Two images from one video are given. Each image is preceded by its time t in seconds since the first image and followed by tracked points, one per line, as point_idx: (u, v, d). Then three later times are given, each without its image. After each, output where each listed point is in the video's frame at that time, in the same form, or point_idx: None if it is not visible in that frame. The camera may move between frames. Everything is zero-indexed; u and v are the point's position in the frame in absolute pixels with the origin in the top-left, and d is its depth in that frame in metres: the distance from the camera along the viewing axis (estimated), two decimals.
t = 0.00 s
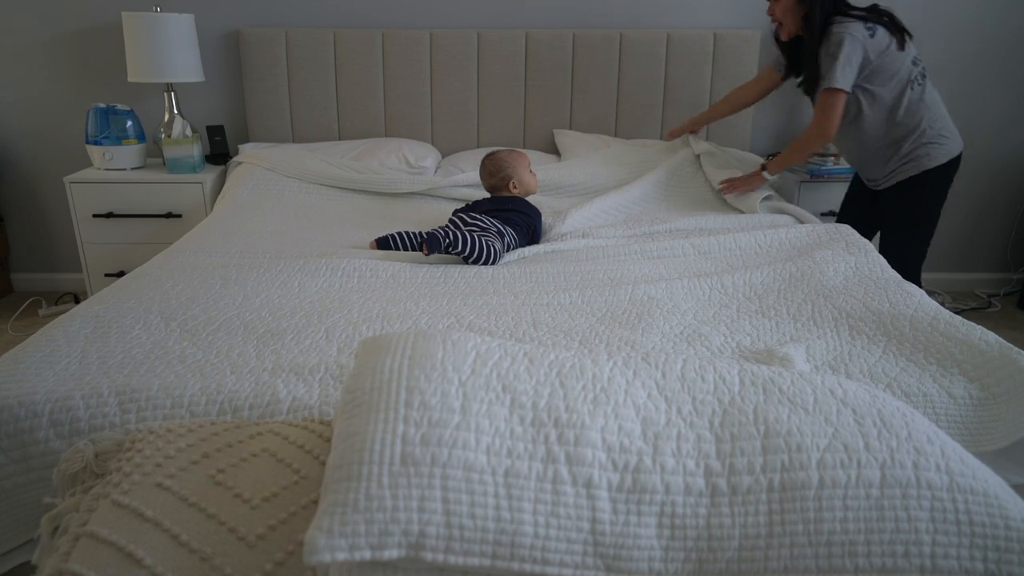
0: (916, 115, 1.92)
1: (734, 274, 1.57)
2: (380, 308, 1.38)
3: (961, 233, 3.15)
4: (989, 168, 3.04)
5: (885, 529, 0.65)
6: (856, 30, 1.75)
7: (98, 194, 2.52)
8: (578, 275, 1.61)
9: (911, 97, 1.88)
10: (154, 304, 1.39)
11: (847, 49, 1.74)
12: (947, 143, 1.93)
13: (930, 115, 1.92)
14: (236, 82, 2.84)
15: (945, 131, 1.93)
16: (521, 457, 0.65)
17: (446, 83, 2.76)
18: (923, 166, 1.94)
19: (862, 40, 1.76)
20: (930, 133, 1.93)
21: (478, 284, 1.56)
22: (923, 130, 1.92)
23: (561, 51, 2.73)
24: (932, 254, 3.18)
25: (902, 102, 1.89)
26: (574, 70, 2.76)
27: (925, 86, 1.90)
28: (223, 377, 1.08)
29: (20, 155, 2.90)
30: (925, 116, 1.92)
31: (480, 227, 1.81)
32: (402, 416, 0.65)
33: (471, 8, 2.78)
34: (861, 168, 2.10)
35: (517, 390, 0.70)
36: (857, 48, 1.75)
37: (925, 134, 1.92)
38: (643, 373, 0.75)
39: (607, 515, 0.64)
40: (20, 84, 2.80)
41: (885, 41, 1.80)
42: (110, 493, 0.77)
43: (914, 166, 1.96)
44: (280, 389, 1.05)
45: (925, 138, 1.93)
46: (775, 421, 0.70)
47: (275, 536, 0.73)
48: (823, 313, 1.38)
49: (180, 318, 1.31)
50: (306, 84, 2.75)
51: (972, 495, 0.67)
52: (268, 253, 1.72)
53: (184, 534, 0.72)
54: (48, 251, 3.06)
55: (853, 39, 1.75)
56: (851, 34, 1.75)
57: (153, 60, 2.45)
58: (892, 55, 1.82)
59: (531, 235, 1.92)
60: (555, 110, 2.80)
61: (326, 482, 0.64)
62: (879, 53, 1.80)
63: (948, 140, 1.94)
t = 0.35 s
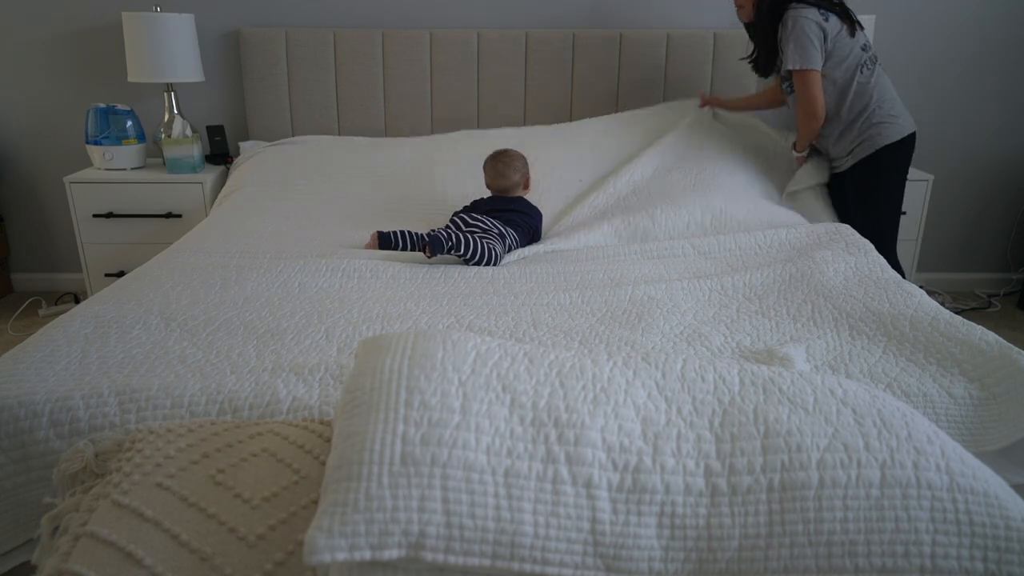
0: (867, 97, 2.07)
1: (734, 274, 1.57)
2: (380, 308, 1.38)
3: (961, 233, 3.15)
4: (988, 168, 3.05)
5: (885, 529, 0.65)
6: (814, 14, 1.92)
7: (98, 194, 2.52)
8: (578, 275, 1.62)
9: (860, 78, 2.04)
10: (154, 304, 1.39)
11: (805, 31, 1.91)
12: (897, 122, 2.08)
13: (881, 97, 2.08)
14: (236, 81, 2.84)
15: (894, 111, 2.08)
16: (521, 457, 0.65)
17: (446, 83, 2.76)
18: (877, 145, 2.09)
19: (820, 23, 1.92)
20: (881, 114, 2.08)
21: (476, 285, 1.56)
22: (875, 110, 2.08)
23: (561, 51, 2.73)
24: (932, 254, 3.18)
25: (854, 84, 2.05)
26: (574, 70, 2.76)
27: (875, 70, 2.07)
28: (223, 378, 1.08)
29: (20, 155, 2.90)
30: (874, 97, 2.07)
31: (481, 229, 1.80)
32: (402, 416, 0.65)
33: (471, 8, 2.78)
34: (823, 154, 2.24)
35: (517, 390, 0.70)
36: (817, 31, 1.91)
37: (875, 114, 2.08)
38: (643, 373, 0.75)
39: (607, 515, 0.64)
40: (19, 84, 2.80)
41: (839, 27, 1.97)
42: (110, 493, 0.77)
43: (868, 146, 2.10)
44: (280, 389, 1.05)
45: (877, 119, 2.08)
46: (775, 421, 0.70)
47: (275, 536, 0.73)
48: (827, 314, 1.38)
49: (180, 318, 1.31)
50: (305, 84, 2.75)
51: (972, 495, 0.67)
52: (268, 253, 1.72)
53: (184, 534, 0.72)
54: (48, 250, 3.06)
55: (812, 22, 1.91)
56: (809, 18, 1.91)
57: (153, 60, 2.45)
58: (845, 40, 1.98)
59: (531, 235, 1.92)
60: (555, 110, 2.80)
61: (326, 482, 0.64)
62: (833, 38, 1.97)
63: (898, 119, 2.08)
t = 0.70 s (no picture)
0: (872, 101, 2.06)
1: (734, 274, 1.57)
2: (380, 308, 1.37)
3: (961, 234, 3.15)
4: (988, 169, 3.05)
5: (885, 530, 0.65)
6: (823, 17, 1.90)
7: (98, 194, 2.52)
8: (578, 276, 1.61)
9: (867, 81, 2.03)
10: (154, 304, 1.39)
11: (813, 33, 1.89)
12: (900, 127, 2.07)
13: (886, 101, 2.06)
14: (236, 81, 2.84)
15: (897, 116, 2.07)
16: (521, 457, 0.65)
17: (446, 82, 2.76)
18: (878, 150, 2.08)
19: (828, 26, 1.91)
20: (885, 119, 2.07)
21: (475, 285, 1.55)
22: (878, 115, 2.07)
23: (561, 50, 2.73)
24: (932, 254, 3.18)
25: (859, 88, 2.03)
26: (574, 69, 2.76)
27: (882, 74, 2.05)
28: (223, 378, 1.08)
29: (20, 155, 2.90)
30: (880, 101, 2.06)
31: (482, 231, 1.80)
32: (402, 416, 0.65)
33: (471, 8, 2.78)
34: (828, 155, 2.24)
35: (517, 390, 0.70)
36: (824, 34, 1.90)
37: (878, 118, 2.06)
38: (643, 373, 0.75)
39: (608, 515, 0.64)
40: (20, 84, 2.80)
41: (848, 29, 1.95)
42: (110, 493, 0.77)
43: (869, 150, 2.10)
44: (280, 388, 1.05)
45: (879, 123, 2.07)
46: (775, 421, 0.70)
47: (275, 536, 0.73)
48: (827, 313, 1.39)
49: (181, 318, 1.31)
50: (305, 84, 2.75)
51: (972, 495, 0.67)
52: (268, 253, 1.72)
53: (183, 534, 0.72)
54: (48, 250, 3.06)
55: (819, 24, 1.90)
56: (817, 20, 1.90)
57: (153, 60, 2.45)
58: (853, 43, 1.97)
59: (530, 237, 1.92)
60: (555, 110, 2.80)
61: (326, 482, 0.64)
62: (841, 40, 1.95)
63: (901, 124, 2.07)
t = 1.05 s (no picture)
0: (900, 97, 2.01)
1: (734, 274, 1.57)
2: (380, 309, 1.37)
3: (961, 234, 3.15)
4: (988, 169, 3.05)
5: (885, 529, 0.65)
6: None
7: (98, 194, 2.52)
8: (578, 275, 1.61)
9: (904, 76, 1.96)
10: (154, 305, 1.38)
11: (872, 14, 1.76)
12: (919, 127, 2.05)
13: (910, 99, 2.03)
14: (237, 81, 2.84)
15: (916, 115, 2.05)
16: (521, 456, 0.65)
17: (445, 82, 2.76)
18: (903, 148, 2.03)
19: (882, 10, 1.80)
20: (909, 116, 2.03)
21: (476, 286, 1.55)
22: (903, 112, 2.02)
23: (561, 50, 2.73)
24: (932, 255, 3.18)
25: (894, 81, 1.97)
26: (574, 69, 2.75)
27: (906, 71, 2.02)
28: (223, 378, 1.08)
29: (20, 155, 2.90)
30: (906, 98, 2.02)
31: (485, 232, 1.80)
32: (402, 416, 0.65)
33: (471, 8, 2.78)
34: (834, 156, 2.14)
35: (516, 390, 0.70)
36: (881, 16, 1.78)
37: (904, 115, 2.02)
38: (643, 373, 0.75)
39: (608, 515, 0.64)
40: (19, 84, 2.80)
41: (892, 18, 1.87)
42: (110, 493, 0.77)
43: (893, 148, 2.03)
44: (280, 389, 1.05)
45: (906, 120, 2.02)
46: (775, 421, 0.70)
47: (275, 536, 0.73)
48: (827, 312, 1.39)
49: (181, 319, 1.31)
50: (305, 84, 2.75)
51: (972, 495, 0.67)
52: (268, 253, 1.72)
53: (183, 534, 0.72)
54: (48, 250, 3.06)
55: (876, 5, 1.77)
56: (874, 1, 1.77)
57: (153, 60, 2.45)
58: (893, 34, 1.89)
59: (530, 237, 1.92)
60: (554, 110, 2.80)
61: (326, 482, 0.64)
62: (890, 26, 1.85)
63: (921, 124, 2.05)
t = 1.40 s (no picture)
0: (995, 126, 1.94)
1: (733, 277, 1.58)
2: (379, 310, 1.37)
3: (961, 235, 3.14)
4: (987, 171, 3.05)
5: (882, 531, 0.65)
6: None
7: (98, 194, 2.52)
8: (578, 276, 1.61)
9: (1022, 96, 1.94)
10: (154, 305, 1.39)
11: None
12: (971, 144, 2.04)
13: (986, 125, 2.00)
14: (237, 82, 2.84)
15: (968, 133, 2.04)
16: (519, 457, 0.65)
17: (446, 82, 2.76)
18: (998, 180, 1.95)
19: None
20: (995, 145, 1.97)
21: (475, 285, 1.56)
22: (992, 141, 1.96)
23: (561, 50, 2.73)
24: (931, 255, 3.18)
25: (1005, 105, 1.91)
26: (574, 69, 2.76)
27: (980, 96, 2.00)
28: (223, 379, 1.09)
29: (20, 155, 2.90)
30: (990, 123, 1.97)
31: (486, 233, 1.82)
32: (401, 416, 0.65)
33: (471, 8, 2.78)
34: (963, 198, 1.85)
35: (516, 390, 0.70)
36: None
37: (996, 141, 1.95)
38: (643, 374, 0.75)
39: (603, 518, 0.64)
40: (19, 84, 2.80)
41: None
42: (110, 493, 0.77)
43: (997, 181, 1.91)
44: (281, 389, 1.05)
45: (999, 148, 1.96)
46: (773, 422, 0.70)
47: (276, 536, 0.73)
48: (830, 313, 1.38)
49: (181, 319, 1.31)
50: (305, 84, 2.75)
51: (970, 496, 0.67)
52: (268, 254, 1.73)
53: (183, 534, 0.72)
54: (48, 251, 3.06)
55: None
56: None
57: (153, 60, 2.45)
58: None
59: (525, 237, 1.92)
60: (554, 110, 2.80)
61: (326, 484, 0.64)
62: None
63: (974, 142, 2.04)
